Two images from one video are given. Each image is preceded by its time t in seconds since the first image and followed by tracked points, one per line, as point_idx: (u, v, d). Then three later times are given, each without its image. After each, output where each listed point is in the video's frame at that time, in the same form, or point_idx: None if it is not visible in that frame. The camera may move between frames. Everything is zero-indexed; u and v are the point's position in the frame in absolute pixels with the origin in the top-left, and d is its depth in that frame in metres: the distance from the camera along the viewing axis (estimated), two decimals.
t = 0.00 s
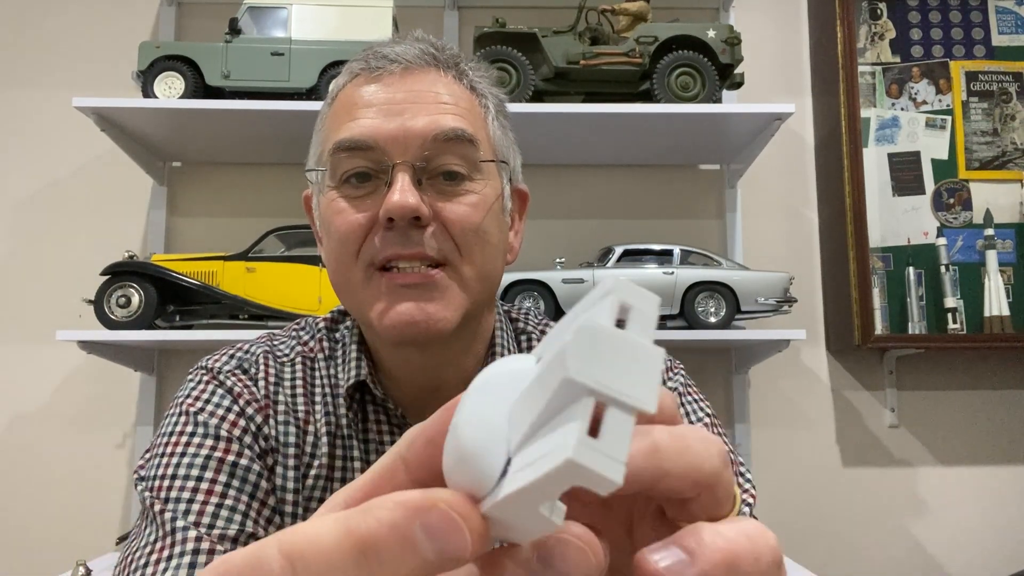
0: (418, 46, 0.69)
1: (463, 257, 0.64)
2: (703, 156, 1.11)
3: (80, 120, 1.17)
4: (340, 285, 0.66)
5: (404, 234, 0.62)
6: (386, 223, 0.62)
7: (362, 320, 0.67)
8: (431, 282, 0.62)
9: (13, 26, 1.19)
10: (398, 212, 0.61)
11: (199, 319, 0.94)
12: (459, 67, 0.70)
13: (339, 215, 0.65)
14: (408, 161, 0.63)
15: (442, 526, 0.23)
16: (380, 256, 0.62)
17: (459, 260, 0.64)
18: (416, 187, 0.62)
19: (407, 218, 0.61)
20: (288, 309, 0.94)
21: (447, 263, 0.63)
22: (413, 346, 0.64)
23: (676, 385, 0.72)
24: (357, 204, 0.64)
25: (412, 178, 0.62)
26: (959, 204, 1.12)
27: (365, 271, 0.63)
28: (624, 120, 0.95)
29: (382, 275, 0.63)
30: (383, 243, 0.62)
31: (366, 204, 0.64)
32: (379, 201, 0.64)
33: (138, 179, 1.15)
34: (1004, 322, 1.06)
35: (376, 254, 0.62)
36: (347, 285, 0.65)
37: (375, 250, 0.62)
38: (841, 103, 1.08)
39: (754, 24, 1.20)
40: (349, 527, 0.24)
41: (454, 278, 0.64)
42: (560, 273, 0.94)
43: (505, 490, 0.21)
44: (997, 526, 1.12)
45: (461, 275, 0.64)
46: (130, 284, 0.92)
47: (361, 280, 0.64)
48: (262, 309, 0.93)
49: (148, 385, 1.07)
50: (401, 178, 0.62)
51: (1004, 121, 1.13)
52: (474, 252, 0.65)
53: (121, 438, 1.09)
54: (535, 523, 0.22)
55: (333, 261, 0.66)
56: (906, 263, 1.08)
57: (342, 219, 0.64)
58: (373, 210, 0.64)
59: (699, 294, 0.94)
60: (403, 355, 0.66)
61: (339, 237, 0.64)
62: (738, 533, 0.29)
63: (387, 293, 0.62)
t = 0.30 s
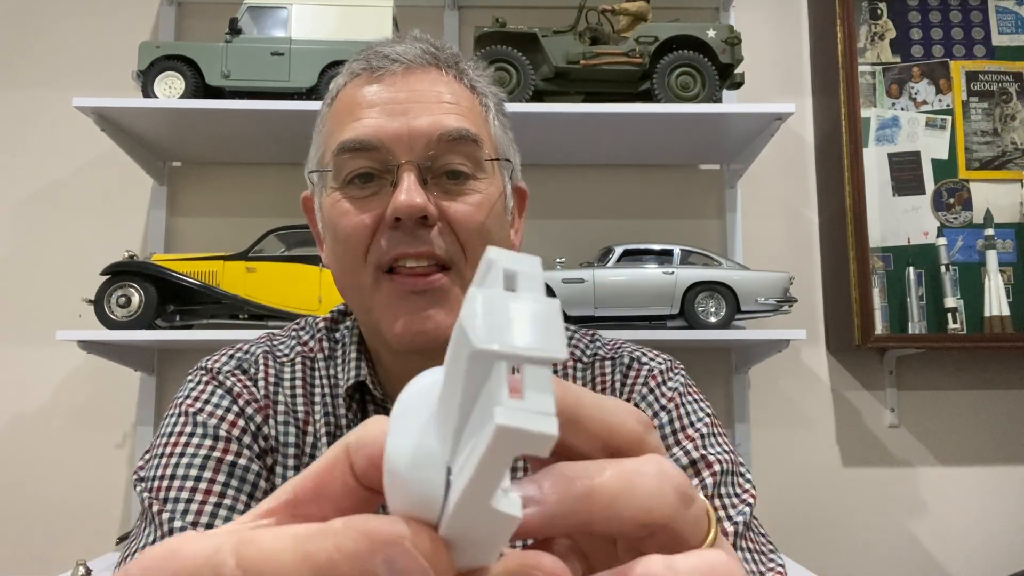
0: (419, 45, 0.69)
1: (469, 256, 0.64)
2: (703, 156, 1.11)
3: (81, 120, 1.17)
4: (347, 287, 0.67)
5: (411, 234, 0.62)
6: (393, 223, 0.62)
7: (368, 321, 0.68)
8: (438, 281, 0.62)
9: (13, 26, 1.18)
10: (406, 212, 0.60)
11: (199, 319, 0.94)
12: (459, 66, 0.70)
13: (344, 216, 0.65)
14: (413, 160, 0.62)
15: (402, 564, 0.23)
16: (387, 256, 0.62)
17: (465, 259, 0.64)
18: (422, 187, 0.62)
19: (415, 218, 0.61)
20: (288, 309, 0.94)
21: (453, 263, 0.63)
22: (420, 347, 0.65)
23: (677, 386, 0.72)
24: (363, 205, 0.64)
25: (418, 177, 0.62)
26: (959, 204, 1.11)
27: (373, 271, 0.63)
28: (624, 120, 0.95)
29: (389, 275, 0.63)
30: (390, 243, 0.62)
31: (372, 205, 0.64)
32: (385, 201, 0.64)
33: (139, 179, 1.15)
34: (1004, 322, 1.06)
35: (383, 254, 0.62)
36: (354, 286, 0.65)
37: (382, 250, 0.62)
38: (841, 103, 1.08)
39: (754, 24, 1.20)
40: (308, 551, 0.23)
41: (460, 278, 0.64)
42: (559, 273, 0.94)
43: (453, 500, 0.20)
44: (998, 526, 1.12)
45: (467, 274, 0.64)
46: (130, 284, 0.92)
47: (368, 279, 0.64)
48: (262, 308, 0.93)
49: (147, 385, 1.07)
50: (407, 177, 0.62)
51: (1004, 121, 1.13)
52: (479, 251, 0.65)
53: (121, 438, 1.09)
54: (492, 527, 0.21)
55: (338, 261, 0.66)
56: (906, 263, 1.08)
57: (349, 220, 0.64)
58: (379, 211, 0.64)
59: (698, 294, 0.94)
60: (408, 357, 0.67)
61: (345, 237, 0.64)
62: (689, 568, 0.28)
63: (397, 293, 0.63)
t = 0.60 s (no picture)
0: (428, 45, 0.69)
1: (470, 258, 0.64)
2: (703, 156, 1.11)
3: (80, 120, 1.17)
4: (346, 284, 0.66)
5: (413, 234, 0.62)
6: (395, 223, 0.62)
7: (367, 320, 0.67)
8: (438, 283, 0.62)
9: (13, 26, 1.19)
10: (409, 213, 0.60)
11: (199, 319, 0.94)
12: (468, 67, 0.70)
13: (347, 213, 0.64)
14: (418, 161, 0.63)
15: (410, 517, 0.26)
16: (389, 255, 0.62)
17: (466, 261, 0.64)
18: (426, 188, 0.62)
19: (418, 219, 0.61)
20: (288, 309, 0.94)
21: (455, 264, 0.63)
22: (417, 348, 0.64)
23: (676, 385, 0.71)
24: (366, 203, 0.64)
25: (422, 178, 0.63)
26: (960, 204, 1.11)
27: (373, 270, 0.63)
28: (624, 120, 0.95)
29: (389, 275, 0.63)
30: (392, 243, 0.62)
31: (375, 203, 0.64)
32: (388, 200, 0.64)
33: (138, 179, 1.15)
34: (1004, 322, 1.06)
35: (384, 253, 0.62)
36: (353, 285, 0.65)
37: (384, 249, 0.62)
38: (841, 103, 1.08)
39: (754, 24, 1.20)
40: (335, 482, 0.27)
41: (460, 280, 0.64)
42: (559, 273, 0.94)
43: (491, 469, 0.27)
44: (997, 526, 1.12)
45: (467, 276, 0.64)
46: (130, 284, 0.92)
47: (368, 278, 0.63)
48: (262, 308, 0.93)
49: (147, 385, 1.07)
50: (412, 178, 0.62)
51: (1004, 121, 1.13)
52: (481, 254, 0.65)
53: (121, 438, 1.09)
54: (490, 512, 0.27)
55: (340, 259, 0.66)
56: (906, 262, 1.08)
57: (351, 218, 0.64)
58: (382, 209, 0.63)
59: (698, 294, 0.94)
60: (406, 356, 0.66)
61: (347, 234, 0.64)
62: None
63: (397, 292, 0.63)
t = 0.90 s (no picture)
0: (447, 47, 0.70)
1: (464, 259, 0.63)
2: (703, 156, 1.11)
3: (81, 121, 1.17)
4: (340, 274, 0.66)
5: (408, 229, 0.61)
6: (392, 217, 0.61)
7: (358, 313, 0.67)
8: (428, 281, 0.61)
9: (14, 26, 1.19)
10: (405, 207, 0.60)
11: (199, 319, 0.94)
12: (485, 73, 0.71)
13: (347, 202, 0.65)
14: (421, 158, 0.63)
15: (353, 515, 0.27)
16: (382, 248, 0.62)
17: (459, 262, 0.63)
18: (426, 185, 0.62)
19: (414, 215, 0.61)
20: (288, 309, 0.94)
21: (447, 263, 0.63)
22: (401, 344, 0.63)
23: (673, 386, 0.70)
24: (366, 194, 0.64)
25: (423, 175, 0.63)
26: (959, 204, 1.11)
27: (366, 261, 0.63)
28: (624, 120, 0.95)
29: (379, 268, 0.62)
30: (387, 237, 0.62)
31: (375, 195, 0.64)
32: (388, 193, 0.64)
33: (139, 179, 1.15)
34: (1004, 322, 1.06)
35: (379, 245, 0.62)
36: (347, 276, 0.65)
37: (379, 241, 0.62)
38: (842, 103, 1.08)
39: (753, 24, 1.20)
40: (283, 479, 0.27)
41: (450, 280, 0.63)
42: (559, 273, 0.94)
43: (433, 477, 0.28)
44: (998, 526, 1.12)
45: (458, 277, 0.63)
46: (130, 284, 0.92)
47: (360, 270, 0.63)
48: (262, 308, 0.93)
49: (147, 385, 1.07)
50: (412, 174, 0.62)
51: (1004, 121, 1.13)
52: (475, 256, 0.64)
53: (121, 438, 1.09)
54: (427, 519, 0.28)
55: (337, 248, 0.66)
56: (906, 262, 1.08)
57: (350, 208, 0.64)
58: (382, 201, 0.63)
59: (698, 294, 0.94)
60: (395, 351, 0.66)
61: (346, 223, 0.64)
62: None
63: (386, 285, 0.62)
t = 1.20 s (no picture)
0: (455, 49, 0.70)
1: (465, 259, 0.63)
2: (703, 156, 1.11)
3: (80, 121, 1.17)
4: (342, 271, 0.66)
5: (410, 228, 0.62)
6: (394, 215, 0.62)
7: (359, 309, 0.67)
8: (427, 278, 0.62)
9: (14, 26, 1.19)
10: (407, 206, 0.60)
11: (199, 319, 0.94)
12: (492, 76, 0.70)
13: (350, 199, 0.65)
14: (425, 157, 0.63)
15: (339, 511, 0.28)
16: (384, 245, 0.62)
17: (460, 262, 0.63)
18: (429, 184, 0.62)
19: (416, 213, 0.61)
20: (288, 309, 0.94)
21: (448, 262, 0.63)
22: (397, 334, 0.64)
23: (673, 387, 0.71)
24: (370, 191, 0.64)
25: (427, 175, 0.63)
26: (959, 204, 1.11)
27: (367, 258, 0.63)
28: (624, 120, 0.95)
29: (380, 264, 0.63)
30: (389, 234, 0.62)
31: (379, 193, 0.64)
32: (391, 192, 0.64)
33: (139, 179, 1.15)
34: (1004, 322, 1.06)
35: (381, 243, 0.62)
36: (348, 273, 0.65)
37: (381, 239, 0.62)
38: (841, 103, 1.08)
39: (753, 24, 1.20)
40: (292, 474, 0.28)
41: (451, 278, 0.63)
42: (559, 273, 0.94)
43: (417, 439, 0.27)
44: (997, 526, 1.12)
45: (458, 276, 0.63)
46: (130, 284, 0.92)
47: (361, 266, 0.64)
48: (262, 308, 0.93)
49: (148, 385, 1.07)
50: (416, 173, 0.62)
51: (1004, 121, 1.13)
52: (475, 257, 0.64)
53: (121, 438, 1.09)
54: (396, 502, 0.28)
55: (338, 245, 0.66)
56: (905, 262, 1.08)
57: (353, 205, 0.64)
58: (385, 199, 0.64)
59: (699, 294, 0.94)
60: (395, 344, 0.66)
61: (348, 220, 0.64)
62: None
63: (385, 282, 0.62)
